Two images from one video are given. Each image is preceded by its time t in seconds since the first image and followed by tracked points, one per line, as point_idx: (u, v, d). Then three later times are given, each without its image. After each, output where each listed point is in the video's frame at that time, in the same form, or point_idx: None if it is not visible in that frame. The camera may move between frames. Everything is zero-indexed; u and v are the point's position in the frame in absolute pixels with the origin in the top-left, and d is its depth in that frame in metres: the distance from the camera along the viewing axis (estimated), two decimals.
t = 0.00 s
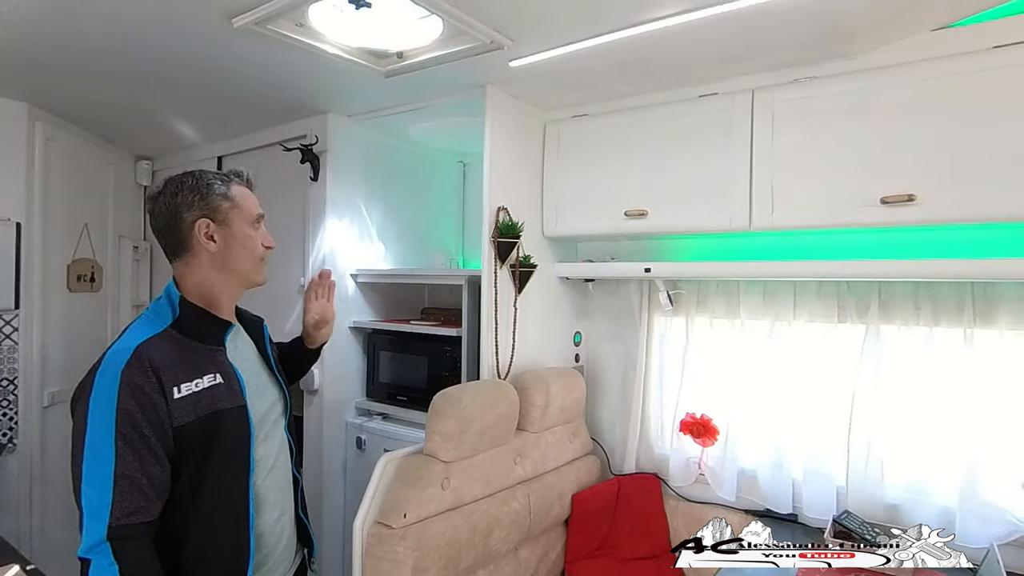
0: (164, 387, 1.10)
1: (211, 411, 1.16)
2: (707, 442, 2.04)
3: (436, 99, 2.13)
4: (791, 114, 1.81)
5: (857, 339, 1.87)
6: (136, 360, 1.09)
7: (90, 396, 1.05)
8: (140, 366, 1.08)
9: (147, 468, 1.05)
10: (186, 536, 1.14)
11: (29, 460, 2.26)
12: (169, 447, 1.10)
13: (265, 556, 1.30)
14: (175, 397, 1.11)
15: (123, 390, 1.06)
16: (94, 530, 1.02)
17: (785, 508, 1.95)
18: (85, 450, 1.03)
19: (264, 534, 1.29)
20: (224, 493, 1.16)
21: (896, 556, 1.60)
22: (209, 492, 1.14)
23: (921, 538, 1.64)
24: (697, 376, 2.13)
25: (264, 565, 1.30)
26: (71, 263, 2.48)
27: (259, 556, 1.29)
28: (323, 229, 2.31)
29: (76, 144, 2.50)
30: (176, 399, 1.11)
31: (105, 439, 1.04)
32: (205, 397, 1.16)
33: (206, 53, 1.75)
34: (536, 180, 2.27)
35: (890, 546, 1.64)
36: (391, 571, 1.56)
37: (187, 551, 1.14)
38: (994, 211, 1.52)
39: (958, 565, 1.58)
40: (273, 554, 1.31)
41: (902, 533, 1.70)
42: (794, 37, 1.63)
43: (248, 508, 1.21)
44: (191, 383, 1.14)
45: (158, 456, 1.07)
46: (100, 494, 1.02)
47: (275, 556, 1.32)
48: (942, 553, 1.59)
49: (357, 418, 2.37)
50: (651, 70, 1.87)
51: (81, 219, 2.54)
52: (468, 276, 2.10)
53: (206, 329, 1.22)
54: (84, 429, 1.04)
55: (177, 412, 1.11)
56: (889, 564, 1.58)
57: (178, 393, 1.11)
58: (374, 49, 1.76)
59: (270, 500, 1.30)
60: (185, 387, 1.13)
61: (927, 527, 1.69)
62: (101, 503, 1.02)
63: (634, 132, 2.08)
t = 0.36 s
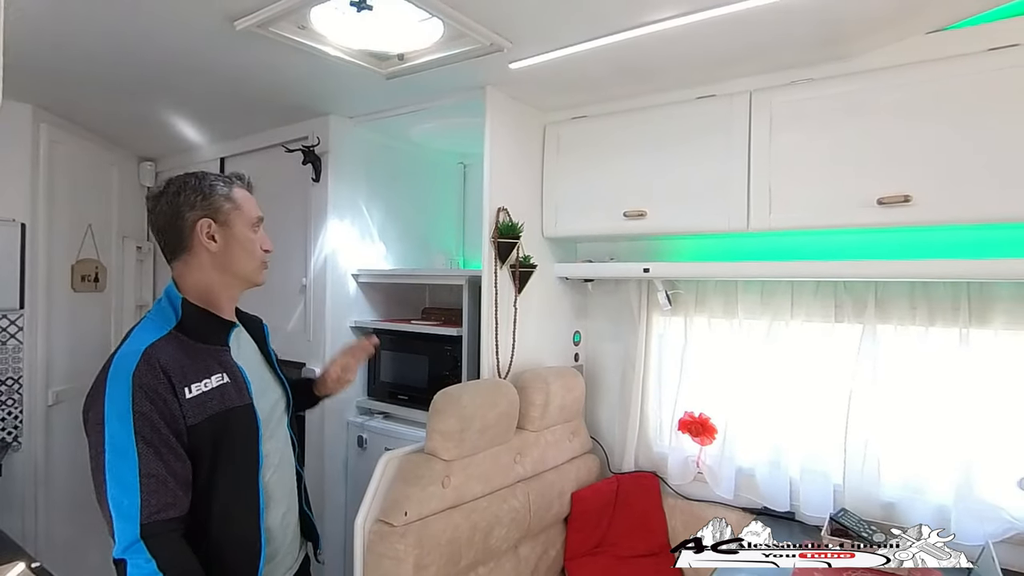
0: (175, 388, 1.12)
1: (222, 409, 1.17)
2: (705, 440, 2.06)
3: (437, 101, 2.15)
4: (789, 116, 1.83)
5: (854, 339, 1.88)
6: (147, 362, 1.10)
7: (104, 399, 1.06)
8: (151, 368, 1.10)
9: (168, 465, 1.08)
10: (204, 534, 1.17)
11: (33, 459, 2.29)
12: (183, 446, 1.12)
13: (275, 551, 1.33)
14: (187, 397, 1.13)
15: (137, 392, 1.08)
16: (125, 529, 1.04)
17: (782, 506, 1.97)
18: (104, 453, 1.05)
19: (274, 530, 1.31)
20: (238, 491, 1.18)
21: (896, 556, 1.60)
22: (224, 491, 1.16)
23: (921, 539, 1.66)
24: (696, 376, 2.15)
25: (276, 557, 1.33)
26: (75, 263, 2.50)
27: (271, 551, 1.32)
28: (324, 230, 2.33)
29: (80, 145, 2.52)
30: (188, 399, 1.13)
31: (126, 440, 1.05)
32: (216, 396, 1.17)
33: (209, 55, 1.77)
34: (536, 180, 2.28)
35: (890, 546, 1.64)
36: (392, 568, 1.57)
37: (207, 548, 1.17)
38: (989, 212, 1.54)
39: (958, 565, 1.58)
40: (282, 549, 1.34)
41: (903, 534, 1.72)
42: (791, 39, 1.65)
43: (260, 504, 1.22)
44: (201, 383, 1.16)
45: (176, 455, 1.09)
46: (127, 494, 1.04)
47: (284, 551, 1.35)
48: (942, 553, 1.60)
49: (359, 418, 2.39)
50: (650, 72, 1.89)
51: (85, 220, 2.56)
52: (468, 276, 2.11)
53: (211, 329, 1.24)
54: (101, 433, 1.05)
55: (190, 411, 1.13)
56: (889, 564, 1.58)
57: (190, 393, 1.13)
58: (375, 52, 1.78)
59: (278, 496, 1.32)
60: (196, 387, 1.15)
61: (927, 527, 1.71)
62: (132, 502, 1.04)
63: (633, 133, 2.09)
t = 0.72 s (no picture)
0: (168, 385, 1.14)
1: (213, 409, 1.19)
2: (703, 439, 2.08)
3: (438, 102, 2.16)
4: (786, 117, 1.84)
5: (851, 339, 1.90)
6: (142, 358, 1.12)
7: (98, 392, 1.08)
8: (146, 365, 1.12)
9: (154, 460, 1.09)
10: (188, 531, 1.18)
11: (38, 457, 2.30)
12: (172, 443, 1.13)
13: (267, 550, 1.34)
14: (179, 395, 1.15)
15: (130, 387, 1.09)
16: (107, 522, 1.05)
17: (781, 504, 1.98)
18: (95, 445, 1.06)
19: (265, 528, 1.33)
20: (225, 489, 1.19)
21: (896, 556, 1.58)
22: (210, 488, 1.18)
23: (921, 538, 1.61)
24: (694, 375, 2.17)
25: (268, 559, 1.34)
26: (79, 263, 2.52)
27: (263, 551, 1.33)
28: (326, 230, 2.35)
29: (84, 147, 2.54)
30: (179, 397, 1.15)
31: (115, 434, 1.06)
32: (207, 395, 1.19)
33: (213, 57, 1.79)
34: (536, 181, 2.30)
35: (890, 547, 1.62)
36: (393, 566, 1.58)
37: (193, 545, 1.17)
38: (984, 213, 1.56)
39: (957, 565, 1.54)
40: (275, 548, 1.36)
41: (903, 534, 1.69)
42: (788, 41, 1.67)
43: (250, 504, 1.24)
44: (194, 382, 1.18)
45: (163, 451, 1.10)
46: (111, 487, 1.05)
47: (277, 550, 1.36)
48: (942, 553, 1.56)
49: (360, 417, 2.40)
50: (648, 74, 1.91)
51: (89, 221, 2.58)
52: (468, 276, 2.13)
53: (214, 328, 1.25)
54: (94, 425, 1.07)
55: (180, 409, 1.14)
56: (888, 565, 1.57)
57: (181, 391, 1.15)
58: (376, 54, 1.79)
59: (272, 496, 1.33)
60: (189, 385, 1.17)
61: (928, 528, 1.66)
62: (114, 494, 1.05)
63: (632, 135, 2.11)
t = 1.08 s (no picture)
0: (164, 380, 1.16)
1: (207, 406, 1.20)
2: (701, 438, 2.09)
3: (438, 103, 2.17)
4: (783, 119, 1.86)
5: (848, 338, 1.91)
6: (140, 352, 1.14)
7: (97, 383, 1.11)
8: (143, 359, 1.14)
9: (144, 453, 1.10)
10: (178, 528, 1.18)
11: (42, 456, 2.32)
12: (164, 437, 1.15)
13: (257, 555, 1.33)
14: (173, 390, 1.16)
15: (125, 380, 1.11)
16: (94, 511, 1.07)
17: (778, 501, 2.00)
18: (91, 435, 1.09)
19: (255, 533, 1.32)
20: (217, 486, 1.20)
21: (896, 556, 1.61)
22: (200, 485, 1.19)
23: (921, 538, 1.65)
24: (693, 375, 2.18)
25: (257, 564, 1.33)
26: (83, 263, 2.53)
27: (253, 555, 1.32)
28: (327, 231, 2.36)
29: (88, 148, 2.55)
30: (174, 392, 1.16)
31: (107, 425, 1.09)
32: (202, 393, 1.20)
33: (216, 59, 1.80)
34: (535, 182, 2.32)
35: (890, 546, 1.64)
36: (394, 564, 1.60)
37: (182, 542, 1.18)
38: (979, 213, 1.57)
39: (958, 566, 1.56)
40: (266, 554, 1.34)
41: (902, 534, 1.71)
42: (785, 43, 1.68)
43: (240, 505, 1.24)
44: (190, 378, 1.19)
45: (154, 445, 1.12)
46: (100, 476, 1.07)
47: (267, 557, 1.35)
48: (942, 553, 1.58)
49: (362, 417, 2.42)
50: (647, 76, 1.92)
51: (93, 222, 2.59)
52: (469, 276, 2.15)
53: (217, 329, 1.27)
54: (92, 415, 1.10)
55: (173, 405, 1.16)
56: (888, 564, 1.59)
57: (175, 387, 1.16)
58: (377, 56, 1.81)
59: (264, 502, 1.32)
60: (185, 382, 1.18)
61: (927, 527, 1.69)
62: (102, 483, 1.07)
63: (631, 136, 2.13)
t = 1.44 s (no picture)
0: (177, 384, 1.17)
1: (216, 411, 1.22)
2: (700, 436, 2.11)
3: (439, 105, 2.19)
4: (780, 120, 1.88)
5: (845, 338, 1.93)
6: (156, 355, 1.16)
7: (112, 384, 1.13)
8: (158, 362, 1.16)
9: (157, 456, 1.12)
10: (181, 529, 1.20)
11: (47, 454, 2.34)
12: (175, 440, 1.16)
13: (250, 561, 1.32)
14: (186, 394, 1.18)
15: (141, 382, 1.13)
16: (106, 512, 1.09)
17: (776, 499, 2.02)
18: (105, 435, 1.11)
19: (249, 538, 1.31)
20: (221, 490, 1.22)
21: (896, 556, 1.64)
22: (206, 488, 1.21)
23: (921, 538, 1.69)
24: (692, 374, 2.20)
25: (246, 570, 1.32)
26: (87, 263, 2.55)
27: (246, 560, 1.32)
28: (329, 231, 2.38)
29: (92, 149, 2.57)
30: (186, 396, 1.18)
31: (122, 427, 1.10)
32: (213, 397, 1.22)
33: (219, 61, 1.82)
34: (535, 183, 2.34)
35: (890, 546, 1.67)
36: (395, 561, 1.61)
37: (184, 543, 1.19)
38: (975, 214, 1.59)
39: (958, 565, 1.60)
40: (258, 560, 1.34)
41: (902, 533, 1.75)
42: (783, 46, 1.70)
43: (239, 510, 1.25)
44: (202, 383, 1.21)
45: (165, 448, 1.14)
46: (113, 477, 1.09)
47: (259, 562, 1.34)
48: (942, 553, 1.63)
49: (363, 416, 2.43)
50: (646, 77, 1.94)
51: (97, 222, 2.61)
52: (470, 276, 2.16)
53: (227, 334, 1.28)
54: (105, 415, 1.11)
55: (185, 408, 1.18)
56: (889, 564, 1.61)
57: (188, 390, 1.18)
58: (378, 57, 1.83)
59: (262, 506, 1.33)
60: (197, 386, 1.20)
61: (927, 527, 1.73)
62: (116, 484, 1.09)
63: (630, 138, 2.14)
